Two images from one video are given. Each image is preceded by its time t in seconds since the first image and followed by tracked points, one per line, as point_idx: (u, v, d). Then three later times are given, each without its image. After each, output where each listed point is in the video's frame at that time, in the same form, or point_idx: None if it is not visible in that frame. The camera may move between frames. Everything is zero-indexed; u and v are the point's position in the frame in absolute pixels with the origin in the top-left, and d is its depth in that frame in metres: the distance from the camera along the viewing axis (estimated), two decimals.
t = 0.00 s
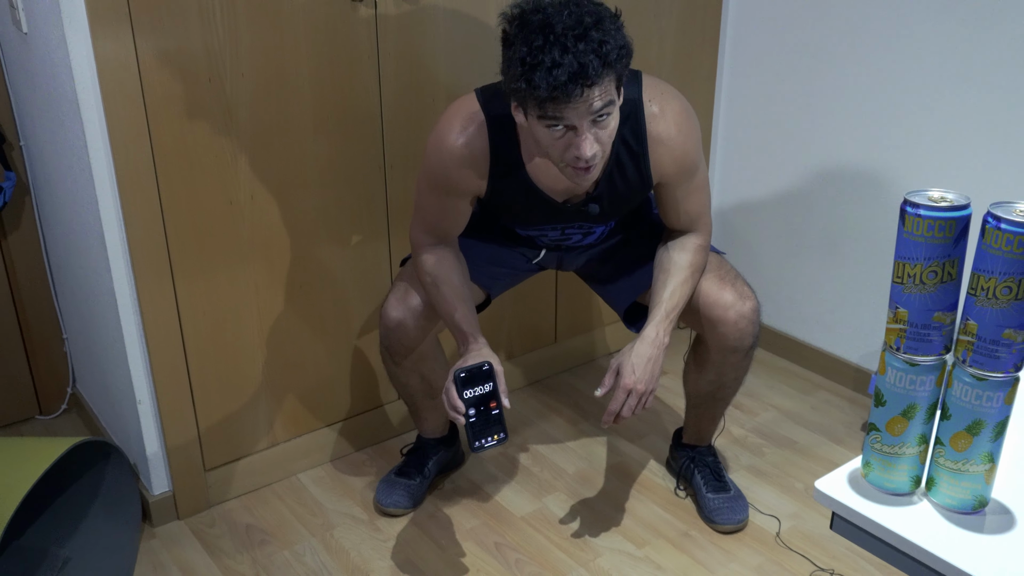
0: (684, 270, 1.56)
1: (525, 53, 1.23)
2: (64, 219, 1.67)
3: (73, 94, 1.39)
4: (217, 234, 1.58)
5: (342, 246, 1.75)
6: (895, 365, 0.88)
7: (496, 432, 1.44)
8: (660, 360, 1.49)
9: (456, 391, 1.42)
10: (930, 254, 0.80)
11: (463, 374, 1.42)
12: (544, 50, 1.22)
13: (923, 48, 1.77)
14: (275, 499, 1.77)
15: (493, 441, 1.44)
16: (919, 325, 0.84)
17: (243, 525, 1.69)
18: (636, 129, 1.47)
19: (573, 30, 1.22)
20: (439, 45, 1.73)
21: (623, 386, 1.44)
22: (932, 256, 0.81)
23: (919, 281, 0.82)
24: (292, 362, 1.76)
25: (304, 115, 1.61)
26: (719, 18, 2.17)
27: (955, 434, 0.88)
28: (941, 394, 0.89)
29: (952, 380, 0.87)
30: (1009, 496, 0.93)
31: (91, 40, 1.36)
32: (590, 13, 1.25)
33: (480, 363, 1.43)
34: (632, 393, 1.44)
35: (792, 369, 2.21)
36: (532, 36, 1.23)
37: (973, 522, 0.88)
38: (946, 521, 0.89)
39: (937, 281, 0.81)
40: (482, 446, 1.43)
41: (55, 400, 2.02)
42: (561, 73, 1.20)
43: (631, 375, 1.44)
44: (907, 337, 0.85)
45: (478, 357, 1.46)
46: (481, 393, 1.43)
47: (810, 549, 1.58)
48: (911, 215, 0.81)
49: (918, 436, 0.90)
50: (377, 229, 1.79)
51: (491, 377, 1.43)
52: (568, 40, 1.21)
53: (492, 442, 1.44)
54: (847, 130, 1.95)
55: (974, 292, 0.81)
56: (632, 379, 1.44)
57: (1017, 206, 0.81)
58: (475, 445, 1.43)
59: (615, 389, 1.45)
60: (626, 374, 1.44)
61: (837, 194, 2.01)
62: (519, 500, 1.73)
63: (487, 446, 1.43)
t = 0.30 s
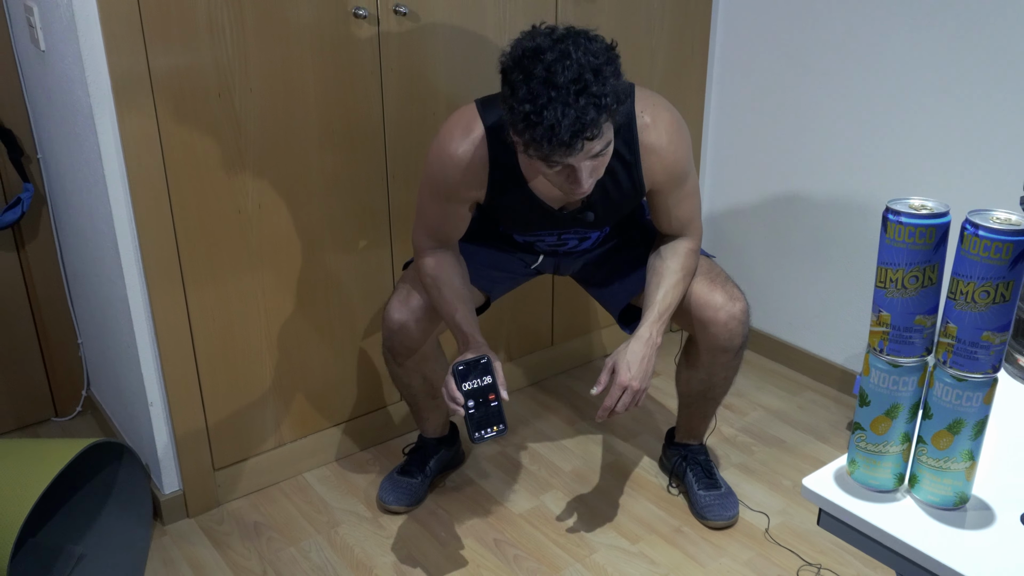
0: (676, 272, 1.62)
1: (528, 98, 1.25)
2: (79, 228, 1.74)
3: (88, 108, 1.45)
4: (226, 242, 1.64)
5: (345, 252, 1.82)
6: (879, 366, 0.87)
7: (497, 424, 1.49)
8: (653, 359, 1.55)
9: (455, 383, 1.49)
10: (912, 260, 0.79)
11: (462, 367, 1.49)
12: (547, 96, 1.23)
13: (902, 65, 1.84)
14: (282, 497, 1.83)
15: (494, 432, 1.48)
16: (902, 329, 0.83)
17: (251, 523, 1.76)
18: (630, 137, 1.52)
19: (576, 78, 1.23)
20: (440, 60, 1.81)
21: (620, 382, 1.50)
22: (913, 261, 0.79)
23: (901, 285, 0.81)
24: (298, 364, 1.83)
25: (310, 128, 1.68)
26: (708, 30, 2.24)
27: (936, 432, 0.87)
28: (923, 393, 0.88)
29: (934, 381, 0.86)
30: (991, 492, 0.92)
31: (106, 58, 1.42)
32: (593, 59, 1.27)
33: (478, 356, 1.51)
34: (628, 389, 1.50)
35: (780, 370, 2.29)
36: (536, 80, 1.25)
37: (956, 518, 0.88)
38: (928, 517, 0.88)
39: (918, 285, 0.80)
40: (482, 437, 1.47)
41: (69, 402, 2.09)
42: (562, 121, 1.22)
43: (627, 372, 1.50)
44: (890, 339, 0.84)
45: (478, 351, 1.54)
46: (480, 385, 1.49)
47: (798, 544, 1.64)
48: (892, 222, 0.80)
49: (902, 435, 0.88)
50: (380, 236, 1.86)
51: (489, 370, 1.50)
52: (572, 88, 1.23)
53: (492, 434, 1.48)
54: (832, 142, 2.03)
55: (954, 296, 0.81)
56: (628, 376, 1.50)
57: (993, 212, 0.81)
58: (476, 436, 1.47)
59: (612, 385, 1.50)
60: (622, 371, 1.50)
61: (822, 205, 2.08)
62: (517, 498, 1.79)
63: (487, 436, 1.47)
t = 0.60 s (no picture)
0: (676, 272, 1.62)
1: (529, 165, 1.27)
2: (77, 230, 1.74)
3: (86, 110, 1.45)
4: (224, 243, 1.64)
5: (344, 254, 1.82)
6: (876, 366, 0.87)
7: (498, 423, 1.49)
8: (653, 356, 1.55)
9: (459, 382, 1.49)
10: (909, 260, 0.80)
11: (465, 366, 1.49)
12: (547, 170, 1.25)
13: (898, 67, 1.85)
14: (280, 498, 1.83)
15: (495, 431, 1.48)
16: (898, 329, 0.83)
17: (249, 523, 1.76)
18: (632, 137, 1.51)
19: (579, 157, 1.26)
20: (439, 62, 1.81)
21: (623, 380, 1.49)
22: (910, 261, 0.80)
23: (898, 285, 0.81)
24: (296, 365, 1.83)
25: (308, 130, 1.68)
26: (705, 31, 2.24)
27: (933, 432, 0.87)
28: (920, 393, 0.88)
29: (931, 381, 0.86)
30: (989, 492, 0.92)
31: (105, 59, 1.42)
32: (600, 139, 1.28)
33: (481, 355, 1.51)
34: (631, 387, 1.49)
35: (777, 371, 2.29)
36: (539, 150, 1.27)
37: (952, 517, 0.88)
38: (927, 517, 0.89)
39: (915, 286, 0.80)
40: (484, 436, 1.47)
41: (67, 404, 2.09)
42: (555, 198, 1.25)
43: (630, 370, 1.49)
44: (887, 339, 0.85)
45: (479, 348, 1.54)
46: (482, 383, 1.49)
47: (796, 544, 1.64)
48: (889, 222, 0.80)
49: (900, 435, 0.88)
50: (379, 238, 1.86)
51: (491, 369, 1.50)
52: (573, 166, 1.25)
53: (493, 432, 1.48)
54: (829, 145, 2.03)
55: (950, 295, 0.81)
56: (631, 374, 1.49)
57: (989, 212, 0.81)
58: (478, 435, 1.47)
59: (616, 384, 1.50)
60: (625, 369, 1.50)
61: (819, 206, 2.09)
62: (515, 498, 1.79)
63: (489, 435, 1.47)
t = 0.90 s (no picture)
0: (674, 275, 1.62)
1: (525, 166, 1.27)
2: (74, 233, 1.74)
3: (82, 112, 1.45)
4: (221, 246, 1.64)
5: (341, 256, 1.82)
6: (873, 366, 0.87)
7: (492, 423, 1.48)
8: (649, 359, 1.54)
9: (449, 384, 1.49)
10: (905, 261, 0.80)
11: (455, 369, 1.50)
12: (543, 171, 1.25)
13: (895, 68, 1.85)
14: (278, 500, 1.83)
15: (490, 431, 1.48)
16: (896, 329, 0.83)
17: (246, 526, 1.75)
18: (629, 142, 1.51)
19: (575, 159, 1.25)
20: (436, 64, 1.81)
21: (620, 383, 1.48)
22: (906, 262, 0.80)
23: (895, 285, 0.81)
24: (293, 367, 1.83)
25: (305, 132, 1.68)
26: (701, 32, 2.24)
27: (931, 432, 0.87)
28: (917, 394, 0.88)
29: (928, 381, 0.86)
30: (986, 492, 0.92)
31: (101, 62, 1.42)
32: (596, 143, 1.28)
33: (470, 357, 1.51)
34: (628, 390, 1.49)
35: (774, 371, 2.30)
36: (536, 152, 1.27)
37: (948, 518, 0.88)
38: (924, 517, 0.89)
39: (912, 286, 0.80)
40: (479, 437, 1.46)
41: (64, 407, 2.09)
42: (551, 201, 1.24)
43: (627, 373, 1.49)
44: (884, 340, 0.84)
45: (470, 351, 1.54)
46: (474, 385, 1.49)
47: (794, 545, 1.64)
48: (885, 222, 0.80)
49: (897, 436, 0.89)
50: (377, 240, 1.86)
51: (481, 370, 1.50)
52: (569, 168, 1.25)
53: (488, 433, 1.47)
54: (825, 146, 2.03)
55: (947, 296, 0.81)
56: (628, 377, 1.49)
57: (985, 213, 0.82)
58: (472, 436, 1.46)
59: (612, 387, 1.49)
60: (622, 372, 1.49)
61: (816, 207, 2.09)
62: (513, 500, 1.79)
63: (483, 435, 1.46)
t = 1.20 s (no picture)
0: (671, 272, 1.62)
1: (530, 176, 1.27)
2: (71, 233, 1.74)
3: (79, 112, 1.45)
4: (218, 246, 1.64)
5: (339, 255, 1.82)
6: (870, 365, 0.87)
7: (493, 419, 1.48)
8: (647, 356, 1.54)
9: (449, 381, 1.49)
10: (902, 259, 0.80)
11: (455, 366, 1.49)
12: (548, 183, 1.25)
13: (893, 67, 1.85)
14: (276, 500, 1.83)
15: (490, 427, 1.48)
16: (893, 328, 0.83)
17: (244, 526, 1.75)
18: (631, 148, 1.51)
19: (581, 173, 1.25)
20: (433, 64, 1.81)
21: (618, 380, 1.48)
22: (903, 260, 0.80)
23: (892, 284, 0.81)
24: (291, 367, 1.83)
25: (302, 131, 1.68)
26: (698, 31, 2.24)
27: (928, 431, 0.87)
28: (914, 393, 0.88)
29: (926, 379, 0.86)
30: (983, 489, 0.92)
31: (98, 61, 1.42)
32: (604, 158, 1.28)
33: (470, 354, 1.51)
34: (626, 387, 1.49)
35: (772, 370, 2.30)
36: (543, 163, 1.27)
37: (946, 516, 0.88)
38: (921, 515, 0.89)
39: (909, 285, 0.80)
40: (479, 433, 1.47)
41: (62, 407, 2.09)
42: (553, 212, 1.25)
43: (626, 370, 1.49)
44: (881, 338, 0.85)
45: (468, 349, 1.54)
46: (474, 382, 1.49)
47: (792, 544, 1.64)
48: (882, 221, 0.80)
49: (895, 434, 0.89)
50: (374, 240, 1.86)
51: (482, 366, 1.50)
52: (574, 182, 1.25)
53: (489, 429, 1.48)
54: (823, 146, 2.04)
55: (944, 294, 0.81)
56: (626, 374, 1.48)
57: (982, 212, 0.82)
58: (473, 432, 1.47)
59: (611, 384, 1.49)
60: (620, 369, 1.49)
61: (813, 206, 2.09)
62: (511, 499, 1.79)
63: (484, 432, 1.47)
